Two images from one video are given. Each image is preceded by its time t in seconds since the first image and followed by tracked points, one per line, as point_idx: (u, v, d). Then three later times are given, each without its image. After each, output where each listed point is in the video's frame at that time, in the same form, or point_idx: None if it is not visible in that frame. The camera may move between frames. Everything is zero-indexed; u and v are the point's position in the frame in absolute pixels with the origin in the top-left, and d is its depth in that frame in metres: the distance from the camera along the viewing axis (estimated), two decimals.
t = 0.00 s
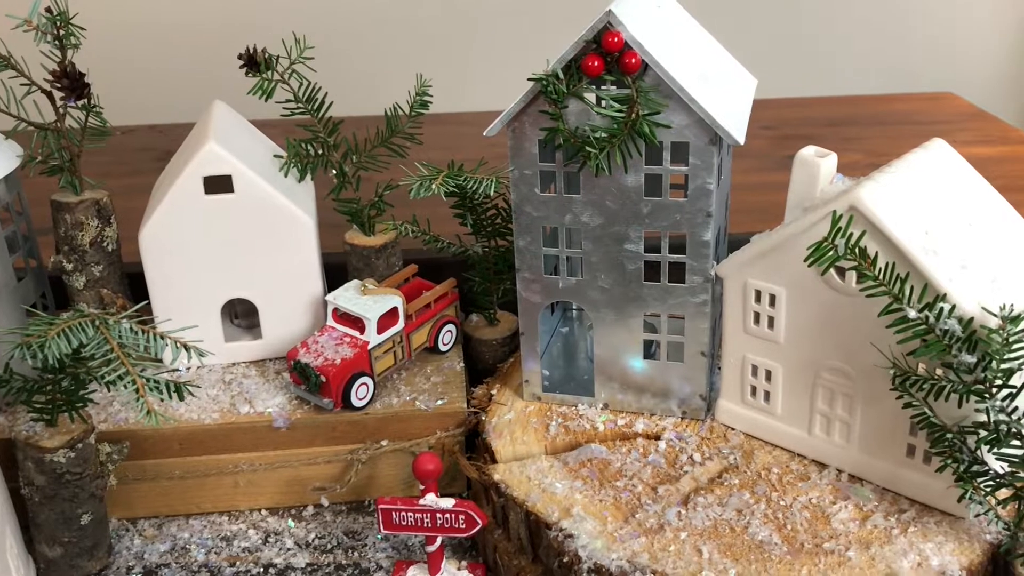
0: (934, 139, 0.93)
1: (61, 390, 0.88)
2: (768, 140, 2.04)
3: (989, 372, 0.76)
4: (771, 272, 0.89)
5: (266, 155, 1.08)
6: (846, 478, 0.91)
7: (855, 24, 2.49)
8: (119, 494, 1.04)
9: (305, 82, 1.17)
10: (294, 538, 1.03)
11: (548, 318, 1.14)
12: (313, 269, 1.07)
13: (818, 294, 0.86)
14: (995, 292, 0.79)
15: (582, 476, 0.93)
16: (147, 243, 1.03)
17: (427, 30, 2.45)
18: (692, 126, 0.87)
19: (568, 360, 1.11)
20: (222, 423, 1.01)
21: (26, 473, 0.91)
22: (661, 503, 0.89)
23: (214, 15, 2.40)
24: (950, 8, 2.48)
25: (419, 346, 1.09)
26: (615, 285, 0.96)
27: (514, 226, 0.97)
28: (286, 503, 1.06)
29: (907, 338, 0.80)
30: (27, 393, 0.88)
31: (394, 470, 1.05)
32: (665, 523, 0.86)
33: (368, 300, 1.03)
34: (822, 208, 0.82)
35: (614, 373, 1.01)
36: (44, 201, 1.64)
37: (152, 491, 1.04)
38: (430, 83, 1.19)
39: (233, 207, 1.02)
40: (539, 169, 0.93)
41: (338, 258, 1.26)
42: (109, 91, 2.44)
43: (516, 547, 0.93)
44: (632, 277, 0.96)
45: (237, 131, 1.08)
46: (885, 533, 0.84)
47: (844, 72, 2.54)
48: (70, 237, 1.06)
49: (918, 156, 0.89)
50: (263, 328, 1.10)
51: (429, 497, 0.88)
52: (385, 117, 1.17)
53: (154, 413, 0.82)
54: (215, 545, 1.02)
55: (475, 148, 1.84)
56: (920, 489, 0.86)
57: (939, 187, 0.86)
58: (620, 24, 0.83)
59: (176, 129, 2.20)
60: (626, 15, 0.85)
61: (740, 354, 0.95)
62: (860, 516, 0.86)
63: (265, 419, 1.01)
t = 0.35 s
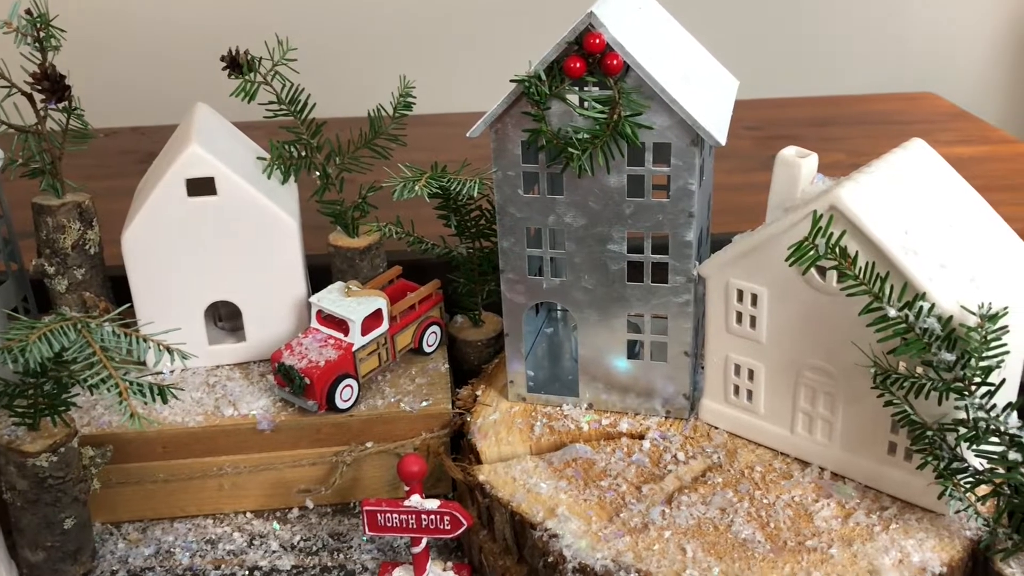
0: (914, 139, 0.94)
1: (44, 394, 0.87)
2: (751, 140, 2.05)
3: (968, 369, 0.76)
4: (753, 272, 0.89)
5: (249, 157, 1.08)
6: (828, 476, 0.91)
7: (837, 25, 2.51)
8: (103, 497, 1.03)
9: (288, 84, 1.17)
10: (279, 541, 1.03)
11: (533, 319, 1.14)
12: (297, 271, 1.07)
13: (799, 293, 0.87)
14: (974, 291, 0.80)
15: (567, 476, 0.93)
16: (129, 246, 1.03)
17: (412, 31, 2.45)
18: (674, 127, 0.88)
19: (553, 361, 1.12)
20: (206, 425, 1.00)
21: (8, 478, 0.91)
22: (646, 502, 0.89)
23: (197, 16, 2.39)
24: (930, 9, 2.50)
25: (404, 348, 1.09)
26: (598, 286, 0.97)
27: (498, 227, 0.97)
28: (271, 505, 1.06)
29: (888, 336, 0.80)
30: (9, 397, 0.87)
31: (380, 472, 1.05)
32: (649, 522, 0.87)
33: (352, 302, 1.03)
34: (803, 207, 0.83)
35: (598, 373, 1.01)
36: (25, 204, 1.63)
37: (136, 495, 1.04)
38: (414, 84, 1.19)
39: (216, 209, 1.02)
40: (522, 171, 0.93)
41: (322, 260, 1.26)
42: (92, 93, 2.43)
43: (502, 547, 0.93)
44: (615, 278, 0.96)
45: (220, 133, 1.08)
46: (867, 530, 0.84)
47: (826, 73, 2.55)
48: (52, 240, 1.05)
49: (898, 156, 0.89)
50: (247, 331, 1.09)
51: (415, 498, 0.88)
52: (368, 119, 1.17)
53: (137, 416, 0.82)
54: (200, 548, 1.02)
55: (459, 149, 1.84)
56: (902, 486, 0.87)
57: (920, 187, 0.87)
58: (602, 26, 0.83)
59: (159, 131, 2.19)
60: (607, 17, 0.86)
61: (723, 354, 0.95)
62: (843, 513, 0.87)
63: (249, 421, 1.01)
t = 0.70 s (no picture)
0: (886, 139, 0.94)
1: (10, 402, 0.86)
2: (728, 140, 2.06)
3: (939, 368, 0.76)
4: (725, 272, 0.89)
5: (219, 159, 1.07)
6: (802, 476, 0.91)
7: (813, 25, 2.52)
8: (73, 506, 1.02)
9: (259, 86, 1.15)
10: (253, 547, 1.02)
11: (508, 321, 1.13)
12: (269, 274, 1.06)
13: (771, 293, 0.87)
14: (945, 290, 0.80)
15: (542, 479, 0.93)
16: (98, 250, 1.02)
17: (388, 33, 2.44)
18: (645, 128, 0.87)
19: (529, 363, 1.11)
20: (178, 432, 0.99)
21: None
22: (620, 504, 0.89)
23: (171, 18, 2.37)
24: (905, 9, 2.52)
25: (378, 351, 1.09)
26: (572, 287, 0.97)
27: (470, 229, 0.97)
28: (244, 512, 1.05)
29: (859, 336, 0.80)
30: None
31: (354, 476, 1.04)
32: (624, 524, 0.86)
33: (325, 306, 1.02)
34: (774, 208, 0.83)
35: (574, 375, 1.01)
36: None
37: (107, 503, 1.02)
38: (387, 86, 1.18)
39: (187, 213, 1.01)
40: (494, 172, 0.93)
41: (296, 263, 1.25)
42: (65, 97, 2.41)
43: (476, 551, 0.93)
44: (589, 279, 0.96)
45: (190, 136, 1.07)
46: (840, 530, 0.84)
47: (802, 73, 2.57)
48: (19, 245, 1.04)
49: (869, 156, 0.90)
50: (219, 335, 1.08)
51: (388, 503, 0.88)
52: (341, 121, 1.17)
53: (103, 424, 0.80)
54: (173, 556, 1.01)
55: (436, 151, 1.84)
56: (875, 486, 0.87)
57: (891, 187, 0.87)
58: (572, 27, 0.83)
59: (133, 134, 2.17)
60: (578, 18, 0.85)
61: (697, 354, 0.95)
62: (817, 513, 0.87)
63: (221, 427, 1.00)
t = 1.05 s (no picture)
0: (855, 126, 0.93)
1: None
2: (703, 133, 2.05)
3: (908, 356, 0.76)
4: (695, 262, 0.88)
5: (181, 153, 1.05)
6: (774, 467, 0.90)
7: (789, 18, 2.52)
8: (33, 508, 1.00)
9: (222, 78, 1.13)
10: (219, 547, 1.00)
11: (479, 315, 1.12)
12: (233, 269, 1.04)
13: (741, 282, 0.86)
14: (915, 278, 0.79)
15: (511, 473, 0.91)
16: (56, 245, 0.99)
17: (362, 28, 2.42)
18: (612, 116, 0.86)
19: (501, 357, 1.09)
20: (140, 430, 0.97)
21: None
22: (590, 498, 0.88)
23: (142, 14, 2.34)
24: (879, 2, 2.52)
25: (345, 346, 1.06)
26: (541, 279, 0.95)
27: (437, 221, 0.95)
28: (210, 511, 1.03)
29: (829, 324, 0.79)
30: None
31: (322, 474, 1.02)
32: (594, 518, 0.85)
33: (290, 300, 1.00)
34: (742, 195, 0.82)
35: (544, 368, 0.99)
36: None
37: (68, 504, 1.00)
38: (355, 79, 1.16)
39: (147, 206, 0.99)
40: (460, 162, 0.91)
41: (263, 258, 1.23)
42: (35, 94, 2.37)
43: (445, 548, 0.91)
44: (558, 270, 0.94)
45: (152, 128, 1.05)
46: (812, 521, 0.83)
47: (778, 66, 2.57)
48: None
49: (838, 143, 0.89)
50: (183, 332, 1.06)
51: (354, 500, 0.86)
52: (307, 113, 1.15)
53: (50, 420, 0.77)
54: (136, 558, 0.99)
55: (409, 145, 1.82)
56: (847, 476, 0.86)
57: (861, 174, 0.86)
58: (536, 13, 0.81)
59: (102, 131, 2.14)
60: (542, 3, 0.84)
61: (668, 345, 0.94)
62: (788, 504, 0.86)
63: (185, 426, 0.98)
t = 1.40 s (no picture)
0: (834, 115, 0.93)
1: None
2: (684, 127, 2.05)
3: (888, 345, 0.75)
4: (673, 252, 0.87)
5: (152, 144, 1.03)
6: (754, 459, 0.90)
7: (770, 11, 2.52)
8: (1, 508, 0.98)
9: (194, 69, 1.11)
10: (192, 546, 0.98)
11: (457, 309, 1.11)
12: (205, 262, 1.02)
13: (719, 272, 0.85)
14: (893, 266, 0.78)
15: (488, 468, 0.90)
16: (23, 240, 0.97)
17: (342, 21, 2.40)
18: (588, 105, 0.85)
19: (480, 350, 1.08)
20: (111, 427, 0.95)
21: None
22: (568, 492, 0.86)
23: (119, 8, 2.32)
24: None
25: (321, 342, 1.05)
26: (518, 271, 0.94)
27: (412, 212, 0.94)
28: (183, 509, 1.01)
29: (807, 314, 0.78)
30: None
31: (297, 470, 1.00)
32: (571, 512, 0.84)
33: (262, 294, 0.98)
34: (719, 184, 0.81)
35: (522, 362, 0.98)
36: None
37: (38, 503, 0.98)
38: (328, 69, 1.14)
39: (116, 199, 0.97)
40: (435, 153, 0.90)
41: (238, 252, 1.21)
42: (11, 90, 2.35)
43: (422, 544, 0.90)
44: (535, 262, 0.93)
45: (121, 120, 1.03)
46: (792, 513, 0.83)
47: (759, 59, 2.57)
48: None
49: (817, 132, 0.88)
50: (155, 327, 1.04)
51: (328, 497, 0.84)
52: (281, 104, 1.13)
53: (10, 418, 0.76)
54: (107, 557, 0.97)
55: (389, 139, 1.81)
56: (826, 467, 0.86)
57: (839, 163, 0.85)
58: None
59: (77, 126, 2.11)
60: None
61: (646, 337, 0.93)
62: (768, 497, 0.85)
63: (156, 422, 0.96)
